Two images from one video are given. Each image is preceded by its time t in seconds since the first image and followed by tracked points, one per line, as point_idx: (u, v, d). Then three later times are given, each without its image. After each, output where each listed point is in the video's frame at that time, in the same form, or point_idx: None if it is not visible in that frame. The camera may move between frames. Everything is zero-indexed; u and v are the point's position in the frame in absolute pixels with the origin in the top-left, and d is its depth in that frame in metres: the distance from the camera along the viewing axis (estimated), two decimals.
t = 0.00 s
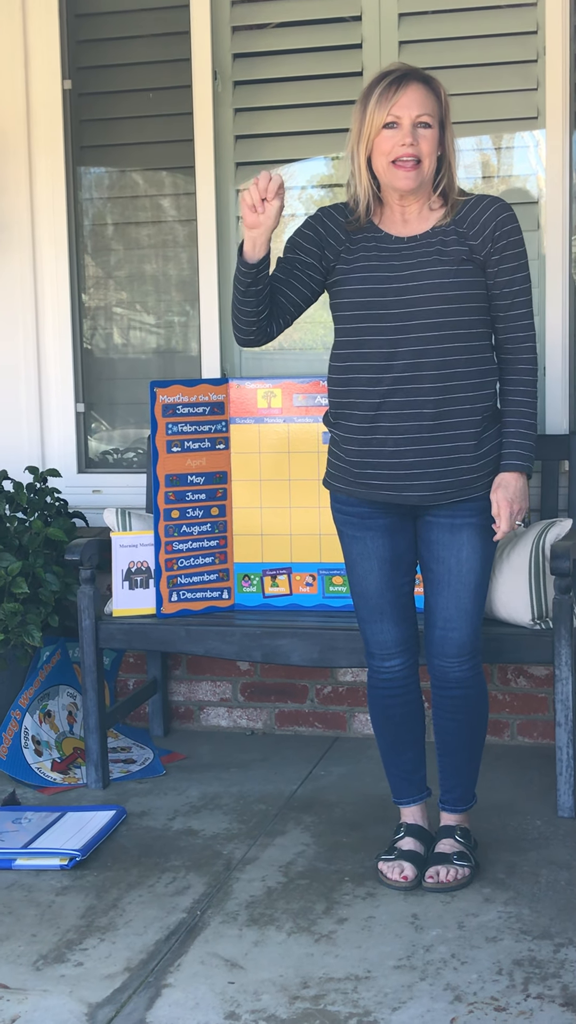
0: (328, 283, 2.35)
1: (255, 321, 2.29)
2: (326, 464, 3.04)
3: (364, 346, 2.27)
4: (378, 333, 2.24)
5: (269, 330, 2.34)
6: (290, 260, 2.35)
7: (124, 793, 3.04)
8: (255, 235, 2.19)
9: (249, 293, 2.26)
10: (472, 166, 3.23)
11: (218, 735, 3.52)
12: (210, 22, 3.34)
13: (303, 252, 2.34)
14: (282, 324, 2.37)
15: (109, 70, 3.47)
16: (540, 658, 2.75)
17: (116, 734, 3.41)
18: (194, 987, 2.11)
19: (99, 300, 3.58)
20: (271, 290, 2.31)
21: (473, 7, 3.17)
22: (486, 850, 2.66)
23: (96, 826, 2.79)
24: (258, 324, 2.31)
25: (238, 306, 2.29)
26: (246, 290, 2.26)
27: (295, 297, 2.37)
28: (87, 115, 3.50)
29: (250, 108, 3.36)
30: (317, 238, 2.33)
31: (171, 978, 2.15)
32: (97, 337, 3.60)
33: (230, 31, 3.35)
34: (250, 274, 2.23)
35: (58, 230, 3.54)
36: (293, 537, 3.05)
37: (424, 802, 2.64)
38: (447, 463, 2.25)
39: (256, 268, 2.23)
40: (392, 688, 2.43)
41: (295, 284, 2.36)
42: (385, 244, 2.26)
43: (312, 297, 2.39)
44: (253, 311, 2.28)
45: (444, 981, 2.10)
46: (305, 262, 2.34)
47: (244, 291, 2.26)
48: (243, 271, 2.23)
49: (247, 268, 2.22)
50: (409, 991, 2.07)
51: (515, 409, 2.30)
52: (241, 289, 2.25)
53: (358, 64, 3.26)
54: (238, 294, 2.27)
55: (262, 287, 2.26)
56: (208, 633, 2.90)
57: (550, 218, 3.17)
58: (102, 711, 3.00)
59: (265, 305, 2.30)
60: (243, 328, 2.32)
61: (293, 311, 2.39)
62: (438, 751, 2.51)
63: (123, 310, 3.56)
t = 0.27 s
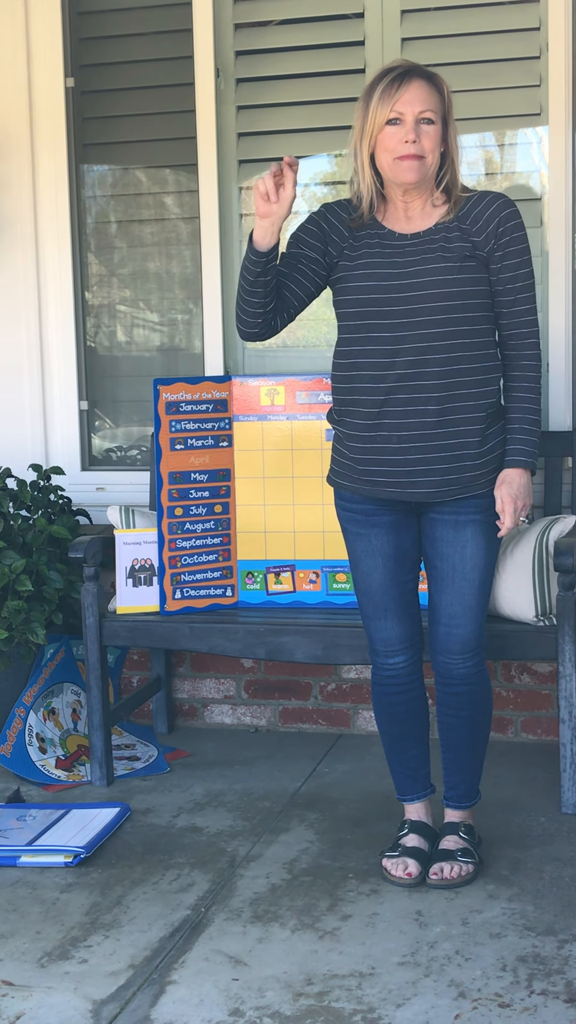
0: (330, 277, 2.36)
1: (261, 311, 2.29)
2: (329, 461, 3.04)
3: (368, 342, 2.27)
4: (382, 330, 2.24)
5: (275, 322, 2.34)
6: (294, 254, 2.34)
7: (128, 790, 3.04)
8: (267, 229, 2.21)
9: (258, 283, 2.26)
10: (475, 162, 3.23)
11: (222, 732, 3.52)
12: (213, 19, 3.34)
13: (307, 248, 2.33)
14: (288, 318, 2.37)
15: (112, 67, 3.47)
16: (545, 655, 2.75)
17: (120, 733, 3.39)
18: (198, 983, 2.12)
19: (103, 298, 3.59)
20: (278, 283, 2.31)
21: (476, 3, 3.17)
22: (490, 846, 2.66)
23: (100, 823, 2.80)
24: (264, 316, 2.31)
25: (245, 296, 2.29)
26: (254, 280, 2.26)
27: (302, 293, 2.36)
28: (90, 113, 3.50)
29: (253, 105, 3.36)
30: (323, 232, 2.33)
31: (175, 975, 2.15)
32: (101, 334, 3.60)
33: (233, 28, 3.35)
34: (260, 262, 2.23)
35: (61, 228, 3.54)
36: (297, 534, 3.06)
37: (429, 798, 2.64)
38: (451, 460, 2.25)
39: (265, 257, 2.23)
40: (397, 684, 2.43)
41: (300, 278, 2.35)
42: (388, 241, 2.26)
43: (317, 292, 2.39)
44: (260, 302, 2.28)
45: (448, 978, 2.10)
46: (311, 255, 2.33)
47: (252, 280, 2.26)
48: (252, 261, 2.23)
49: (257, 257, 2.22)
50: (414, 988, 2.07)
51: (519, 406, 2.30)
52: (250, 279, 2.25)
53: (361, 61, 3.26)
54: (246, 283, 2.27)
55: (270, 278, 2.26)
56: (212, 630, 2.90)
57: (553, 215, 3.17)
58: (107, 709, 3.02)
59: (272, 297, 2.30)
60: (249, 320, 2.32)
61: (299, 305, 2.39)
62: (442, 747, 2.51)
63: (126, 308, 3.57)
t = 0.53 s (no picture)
0: (333, 277, 2.35)
1: (270, 315, 2.29)
2: (330, 459, 3.04)
3: (369, 341, 2.27)
4: (383, 328, 2.24)
5: (283, 325, 2.34)
6: (299, 254, 2.32)
7: (130, 789, 3.05)
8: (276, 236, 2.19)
9: (266, 287, 2.25)
10: (476, 161, 3.23)
11: (224, 730, 3.52)
12: (213, 18, 3.34)
13: (310, 249, 2.32)
14: (296, 320, 2.37)
15: (112, 66, 3.46)
16: (546, 653, 2.75)
17: (122, 732, 3.40)
18: (200, 982, 2.12)
19: (104, 297, 3.59)
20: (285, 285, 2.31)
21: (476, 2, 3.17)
22: (492, 844, 2.66)
23: (102, 821, 2.80)
24: (273, 319, 2.31)
25: (253, 301, 2.29)
26: (262, 284, 2.25)
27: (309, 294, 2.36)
28: (90, 112, 3.50)
29: (254, 103, 3.36)
30: (325, 231, 2.33)
31: (177, 973, 2.15)
32: (102, 333, 3.60)
33: (233, 27, 3.34)
34: (268, 266, 2.23)
35: (62, 227, 3.54)
36: (298, 532, 3.06)
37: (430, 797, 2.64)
38: (453, 458, 2.25)
39: (273, 261, 2.22)
40: (398, 682, 2.43)
41: (306, 278, 2.33)
42: (390, 239, 2.26)
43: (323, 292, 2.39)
44: (268, 306, 2.28)
45: (450, 976, 2.10)
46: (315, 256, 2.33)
47: (261, 285, 2.26)
48: (261, 266, 2.23)
49: (265, 262, 2.22)
50: (416, 986, 2.07)
51: (521, 404, 2.30)
52: (259, 284, 2.24)
53: (361, 59, 3.26)
54: (254, 288, 2.27)
55: (278, 282, 2.26)
56: (213, 629, 2.90)
57: (554, 214, 3.17)
58: (108, 708, 3.02)
59: (280, 300, 2.29)
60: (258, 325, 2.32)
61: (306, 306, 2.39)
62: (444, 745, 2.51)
63: (127, 307, 3.57)
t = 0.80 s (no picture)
0: (333, 276, 2.34)
1: (274, 312, 2.29)
2: (330, 459, 3.04)
3: (370, 341, 2.27)
4: (383, 328, 2.24)
5: (287, 322, 2.34)
6: (300, 253, 2.32)
7: (130, 789, 3.05)
8: (284, 228, 2.19)
9: (270, 284, 2.25)
10: (476, 161, 3.23)
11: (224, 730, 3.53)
12: (213, 17, 3.34)
13: (311, 248, 2.31)
14: (299, 318, 2.37)
15: (112, 66, 3.46)
16: (546, 652, 2.75)
17: (122, 732, 3.41)
18: (200, 982, 2.12)
19: (103, 297, 3.59)
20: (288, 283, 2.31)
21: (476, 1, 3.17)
22: (492, 844, 2.66)
23: (102, 821, 2.80)
24: (277, 316, 2.30)
25: (257, 299, 2.28)
26: (266, 281, 2.25)
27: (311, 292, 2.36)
28: (90, 111, 3.50)
29: (253, 103, 3.36)
30: (326, 229, 2.33)
31: (177, 973, 2.16)
32: (102, 333, 3.60)
33: (233, 27, 3.34)
34: (273, 262, 2.22)
35: (62, 227, 3.53)
36: (298, 532, 3.06)
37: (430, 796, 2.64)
38: (453, 458, 2.25)
39: (277, 257, 2.22)
40: (398, 682, 2.43)
41: (308, 276, 2.33)
42: (389, 239, 2.26)
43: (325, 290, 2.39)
44: (272, 303, 2.28)
45: (450, 975, 2.10)
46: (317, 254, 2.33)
47: (264, 282, 2.25)
48: (264, 262, 2.23)
49: (269, 258, 2.22)
50: (416, 985, 2.07)
51: (520, 404, 2.30)
52: (263, 281, 2.24)
53: (361, 59, 3.26)
54: (258, 285, 2.26)
55: (283, 277, 2.26)
56: (213, 629, 2.90)
57: (553, 214, 3.17)
58: (108, 707, 3.02)
59: (283, 297, 2.29)
60: (262, 323, 2.32)
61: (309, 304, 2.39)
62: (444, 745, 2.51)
63: (127, 307, 3.57)
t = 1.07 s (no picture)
0: (333, 276, 2.34)
1: (278, 314, 2.29)
2: (330, 459, 3.04)
3: (370, 341, 2.27)
4: (383, 328, 2.24)
5: (290, 324, 2.34)
6: (300, 254, 2.32)
7: (130, 789, 3.05)
8: (286, 237, 2.19)
9: (274, 287, 2.25)
10: (476, 161, 3.24)
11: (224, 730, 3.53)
12: (213, 17, 3.34)
13: (311, 248, 2.31)
14: (301, 319, 2.37)
15: (112, 66, 3.47)
16: (546, 652, 2.75)
17: (122, 732, 3.41)
18: (200, 981, 2.12)
19: (103, 297, 3.59)
20: (290, 285, 2.31)
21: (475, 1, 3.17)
22: (492, 844, 2.66)
23: (102, 821, 2.80)
24: (281, 319, 2.31)
25: (261, 302, 2.28)
26: (270, 284, 2.25)
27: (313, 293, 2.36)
28: (90, 112, 3.50)
29: (253, 103, 3.36)
30: (325, 230, 2.33)
31: (177, 973, 2.16)
32: (102, 333, 3.60)
33: (232, 27, 3.34)
34: (277, 266, 2.23)
35: (62, 227, 3.54)
36: (298, 532, 3.06)
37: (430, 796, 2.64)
38: (453, 458, 2.25)
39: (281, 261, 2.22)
40: (399, 681, 2.43)
41: (308, 277, 2.32)
42: (389, 239, 2.26)
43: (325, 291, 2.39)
44: (276, 306, 2.28)
45: (450, 975, 2.10)
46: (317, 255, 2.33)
47: (268, 285, 2.26)
48: (269, 266, 2.23)
49: (274, 262, 2.22)
50: (415, 985, 2.07)
51: (520, 404, 2.30)
52: (267, 284, 2.24)
53: (361, 59, 3.26)
54: (262, 289, 2.26)
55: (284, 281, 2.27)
56: (213, 629, 2.90)
57: (553, 214, 3.17)
58: (108, 707, 3.03)
59: (286, 300, 2.30)
60: (266, 326, 2.32)
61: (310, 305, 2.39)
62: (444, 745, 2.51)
63: (127, 307, 3.57)
